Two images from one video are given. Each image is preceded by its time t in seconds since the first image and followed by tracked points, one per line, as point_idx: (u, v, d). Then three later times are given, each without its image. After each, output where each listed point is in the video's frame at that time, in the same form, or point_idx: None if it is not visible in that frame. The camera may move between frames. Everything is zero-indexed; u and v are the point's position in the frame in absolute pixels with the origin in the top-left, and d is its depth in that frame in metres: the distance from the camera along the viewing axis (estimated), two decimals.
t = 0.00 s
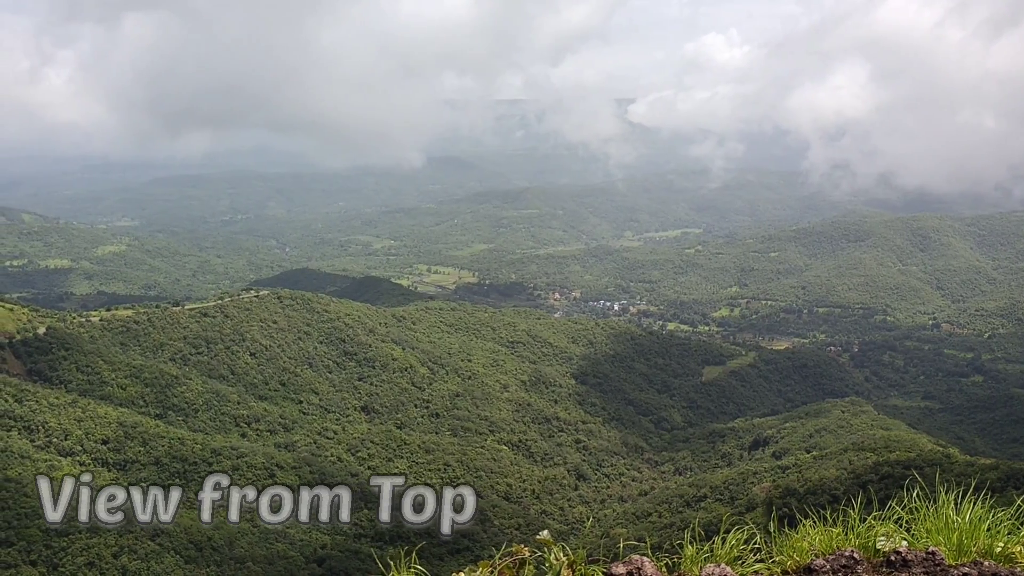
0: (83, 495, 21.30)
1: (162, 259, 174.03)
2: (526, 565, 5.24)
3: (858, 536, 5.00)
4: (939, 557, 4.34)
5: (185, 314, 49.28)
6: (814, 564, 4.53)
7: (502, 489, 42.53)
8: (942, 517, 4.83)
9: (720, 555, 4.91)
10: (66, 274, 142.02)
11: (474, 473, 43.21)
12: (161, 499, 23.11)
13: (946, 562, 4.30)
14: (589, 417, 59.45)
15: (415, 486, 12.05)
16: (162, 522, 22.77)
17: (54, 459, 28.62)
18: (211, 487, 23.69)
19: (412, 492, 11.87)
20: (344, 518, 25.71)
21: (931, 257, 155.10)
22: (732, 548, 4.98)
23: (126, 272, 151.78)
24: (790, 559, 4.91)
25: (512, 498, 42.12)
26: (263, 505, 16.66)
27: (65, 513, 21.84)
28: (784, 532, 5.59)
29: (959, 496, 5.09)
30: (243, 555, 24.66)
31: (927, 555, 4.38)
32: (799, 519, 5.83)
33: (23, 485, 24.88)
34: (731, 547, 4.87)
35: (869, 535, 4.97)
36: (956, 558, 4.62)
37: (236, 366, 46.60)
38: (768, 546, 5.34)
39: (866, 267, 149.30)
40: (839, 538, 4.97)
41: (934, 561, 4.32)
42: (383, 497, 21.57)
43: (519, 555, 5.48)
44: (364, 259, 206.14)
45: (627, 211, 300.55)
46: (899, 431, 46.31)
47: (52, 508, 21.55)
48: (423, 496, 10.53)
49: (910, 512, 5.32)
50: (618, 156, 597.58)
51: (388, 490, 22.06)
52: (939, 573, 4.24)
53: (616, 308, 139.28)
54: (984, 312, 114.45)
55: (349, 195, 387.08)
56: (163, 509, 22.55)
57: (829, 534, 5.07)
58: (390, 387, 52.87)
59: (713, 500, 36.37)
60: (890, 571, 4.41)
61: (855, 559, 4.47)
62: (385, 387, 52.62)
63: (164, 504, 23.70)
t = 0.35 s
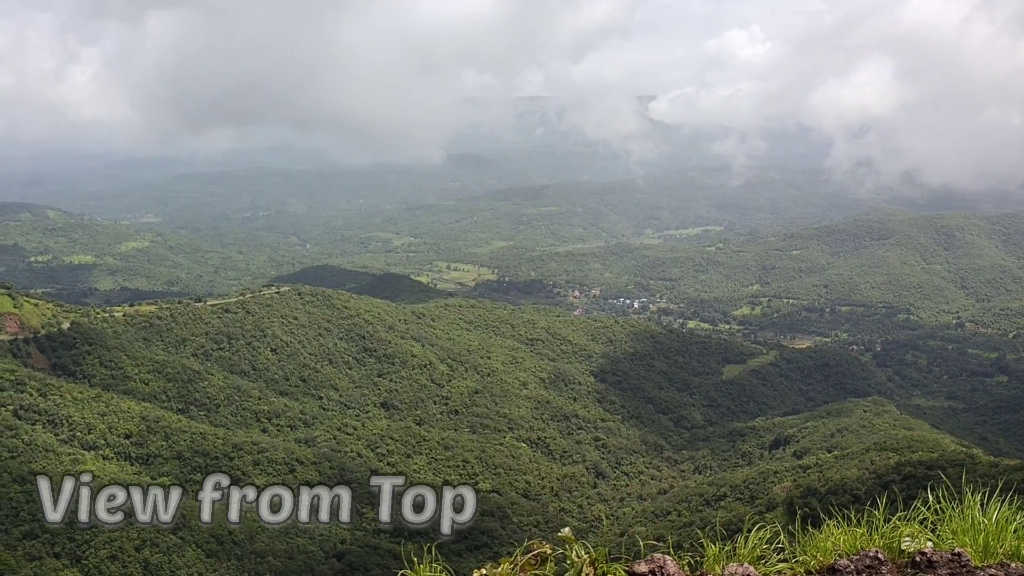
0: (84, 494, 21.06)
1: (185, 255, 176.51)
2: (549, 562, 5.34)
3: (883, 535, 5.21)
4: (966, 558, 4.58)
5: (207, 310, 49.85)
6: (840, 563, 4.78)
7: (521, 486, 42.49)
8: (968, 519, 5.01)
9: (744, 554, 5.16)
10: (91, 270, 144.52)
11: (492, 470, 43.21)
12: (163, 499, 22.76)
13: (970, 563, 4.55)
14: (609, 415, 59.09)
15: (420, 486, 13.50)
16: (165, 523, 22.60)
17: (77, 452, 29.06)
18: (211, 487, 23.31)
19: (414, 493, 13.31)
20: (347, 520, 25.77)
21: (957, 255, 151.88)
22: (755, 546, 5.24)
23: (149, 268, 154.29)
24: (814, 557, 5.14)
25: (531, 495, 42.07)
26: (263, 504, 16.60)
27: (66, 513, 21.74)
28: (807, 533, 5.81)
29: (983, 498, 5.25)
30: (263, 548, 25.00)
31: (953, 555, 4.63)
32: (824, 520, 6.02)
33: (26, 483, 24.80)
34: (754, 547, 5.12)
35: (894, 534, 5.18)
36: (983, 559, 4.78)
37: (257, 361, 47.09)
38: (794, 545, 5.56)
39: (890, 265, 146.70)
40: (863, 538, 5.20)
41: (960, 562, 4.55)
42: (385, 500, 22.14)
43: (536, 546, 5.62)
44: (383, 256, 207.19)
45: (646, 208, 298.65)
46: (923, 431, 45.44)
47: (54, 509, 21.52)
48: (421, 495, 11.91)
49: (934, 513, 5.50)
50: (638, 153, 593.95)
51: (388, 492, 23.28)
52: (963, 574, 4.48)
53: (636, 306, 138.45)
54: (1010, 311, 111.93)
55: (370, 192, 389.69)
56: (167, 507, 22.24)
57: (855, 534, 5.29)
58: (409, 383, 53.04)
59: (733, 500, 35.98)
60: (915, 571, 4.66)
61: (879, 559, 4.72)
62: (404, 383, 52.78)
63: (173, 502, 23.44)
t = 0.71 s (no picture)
0: (84, 495, 20.91)
1: (209, 251, 179.25)
2: (571, 558, 5.38)
3: (908, 538, 5.03)
4: (996, 560, 4.36)
5: (230, 305, 50.49)
6: (865, 565, 4.70)
7: (541, 483, 42.38)
8: (997, 519, 4.80)
9: (771, 555, 5.01)
10: (117, 265, 147.32)
11: (513, 467, 43.16)
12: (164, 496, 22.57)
13: (1002, 566, 4.34)
14: (630, 414, 58.61)
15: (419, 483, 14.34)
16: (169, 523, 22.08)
17: (103, 446, 29.58)
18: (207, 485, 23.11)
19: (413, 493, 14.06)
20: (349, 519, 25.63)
21: (986, 255, 148.16)
22: (782, 547, 5.08)
23: (175, 264, 156.86)
24: (838, 559, 5.02)
25: (552, 493, 41.98)
26: (262, 504, 16.10)
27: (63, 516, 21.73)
28: (835, 533, 5.68)
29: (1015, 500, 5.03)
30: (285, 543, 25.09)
31: (983, 558, 4.41)
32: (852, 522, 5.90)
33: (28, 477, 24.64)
34: (778, 547, 5.00)
35: (920, 537, 4.99)
36: (1013, 561, 4.59)
37: (280, 357, 47.58)
38: (817, 546, 5.41)
39: (916, 265, 143.60)
40: (889, 539, 5.05)
41: (989, 565, 4.34)
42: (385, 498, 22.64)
43: (557, 546, 5.55)
44: (405, 252, 208.31)
45: (669, 206, 296.34)
46: (950, 433, 44.39)
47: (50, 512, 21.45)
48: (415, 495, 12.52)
49: (966, 514, 5.25)
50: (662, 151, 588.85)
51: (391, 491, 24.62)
52: None
53: (658, 304, 137.46)
54: None
55: (392, 189, 391.93)
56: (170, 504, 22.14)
57: (880, 535, 5.13)
58: (431, 380, 53.21)
59: (755, 500, 35.53)
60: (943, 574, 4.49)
61: (905, 562, 4.65)
62: (425, 380, 52.94)
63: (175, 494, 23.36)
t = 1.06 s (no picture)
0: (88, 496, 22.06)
1: (246, 247, 182.83)
2: (611, 557, 5.71)
3: (954, 543, 5.31)
4: None
5: (266, 301, 51.39)
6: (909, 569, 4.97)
7: (572, 482, 42.06)
8: None
9: (811, 557, 5.33)
10: (156, 260, 151.13)
11: (544, 465, 42.95)
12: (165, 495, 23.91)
13: None
14: (663, 413, 57.83)
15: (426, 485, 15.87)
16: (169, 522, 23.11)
17: (141, 438, 30.48)
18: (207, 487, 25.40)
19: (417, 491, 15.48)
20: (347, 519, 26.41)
21: None
22: (824, 550, 5.38)
23: (212, 259, 160.37)
24: (882, 562, 5.38)
25: (583, 491, 41.65)
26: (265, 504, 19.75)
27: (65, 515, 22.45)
28: (879, 538, 5.98)
29: None
30: (319, 535, 25.08)
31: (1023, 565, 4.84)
32: (894, 524, 6.17)
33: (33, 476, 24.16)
34: (821, 549, 5.32)
35: (964, 541, 5.27)
36: None
37: (314, 352, 48.22)
38: (860, 548, 5.75)
39: (958, 265, 138.69)
40: (932, 544, 5.36)
41: None
42: (382, 498, 25.40)
43: (603, 543, 5.91)
44: (438, 250, 209.45)
45: (704, 205, 291.91)
46: (992, 436, 42.74)
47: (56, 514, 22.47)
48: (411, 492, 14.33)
49: (1009, 522, 5.55)
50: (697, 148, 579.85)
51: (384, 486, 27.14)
52: None
53: (691, 303, 135.46)
54: None
55: (426, 186, 394.33)
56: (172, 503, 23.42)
57: (921, 540, 5.46)
58: (463, 377, 53.29)
59: (789, 501, 34.65)
60: None
61: (947, 565, 4.95)
62: (457, 377, 53.03)
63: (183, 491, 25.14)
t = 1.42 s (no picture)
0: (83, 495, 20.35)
1: (278, 244, 185.97)
2: (643, 558, 5.77)
3: (993, 547, 5.33)
4: None
5: (297, 297, 52.06)
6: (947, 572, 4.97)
7: (601, 481, 41.74)
8: None
9: (845, 559, 5.31)
10: (191, 256, 154.57)
11: (572, 464, 42.65)
12: (166, 496, 22.76)
13: None
14: (693, 413, 57.04)
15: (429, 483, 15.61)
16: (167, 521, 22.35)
17: (175, 432, 31.14)
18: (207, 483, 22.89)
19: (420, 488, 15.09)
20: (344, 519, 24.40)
21: None
22: (861, 552, 5.38)
23: (245, 256, 163.32)
24: (920, 565, 5.32)
25: (612, 491, 41.31)
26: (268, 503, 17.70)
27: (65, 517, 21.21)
28: (915, 540, 5.97)
29: None
30: (348, 530, 25.35)
31: None
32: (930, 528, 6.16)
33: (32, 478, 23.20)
34: (856, 550, 5.30)
35: (1004, 546, 5.30)
36: None
37: (344, 348, 48.68)
38: (896, 553, 5.75)
39: (995, 266, 134.00)
40: (969, 548, 5.33)
41: None
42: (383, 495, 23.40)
43: (635, 542, 6.02)
44: (468, 247, 210.36)
45: (736, 203, 287.56)
46: None
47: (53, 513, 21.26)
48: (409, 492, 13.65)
49: None
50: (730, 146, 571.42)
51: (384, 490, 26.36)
52: None
53: (722, 302, 133.56)
54: None
55: (455, 184, 396.28)
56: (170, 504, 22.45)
57: (960, 544, 5.40)
58: (491, 374, 53.29)
59: (821, 503, 33.80)
60: None
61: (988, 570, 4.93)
62: (486, 374, 53.08)
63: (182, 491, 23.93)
